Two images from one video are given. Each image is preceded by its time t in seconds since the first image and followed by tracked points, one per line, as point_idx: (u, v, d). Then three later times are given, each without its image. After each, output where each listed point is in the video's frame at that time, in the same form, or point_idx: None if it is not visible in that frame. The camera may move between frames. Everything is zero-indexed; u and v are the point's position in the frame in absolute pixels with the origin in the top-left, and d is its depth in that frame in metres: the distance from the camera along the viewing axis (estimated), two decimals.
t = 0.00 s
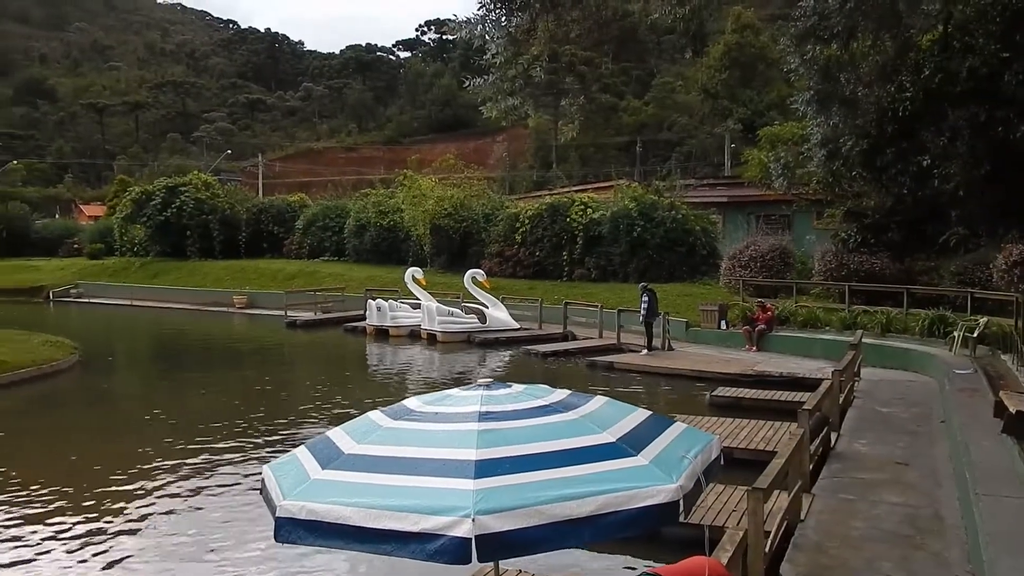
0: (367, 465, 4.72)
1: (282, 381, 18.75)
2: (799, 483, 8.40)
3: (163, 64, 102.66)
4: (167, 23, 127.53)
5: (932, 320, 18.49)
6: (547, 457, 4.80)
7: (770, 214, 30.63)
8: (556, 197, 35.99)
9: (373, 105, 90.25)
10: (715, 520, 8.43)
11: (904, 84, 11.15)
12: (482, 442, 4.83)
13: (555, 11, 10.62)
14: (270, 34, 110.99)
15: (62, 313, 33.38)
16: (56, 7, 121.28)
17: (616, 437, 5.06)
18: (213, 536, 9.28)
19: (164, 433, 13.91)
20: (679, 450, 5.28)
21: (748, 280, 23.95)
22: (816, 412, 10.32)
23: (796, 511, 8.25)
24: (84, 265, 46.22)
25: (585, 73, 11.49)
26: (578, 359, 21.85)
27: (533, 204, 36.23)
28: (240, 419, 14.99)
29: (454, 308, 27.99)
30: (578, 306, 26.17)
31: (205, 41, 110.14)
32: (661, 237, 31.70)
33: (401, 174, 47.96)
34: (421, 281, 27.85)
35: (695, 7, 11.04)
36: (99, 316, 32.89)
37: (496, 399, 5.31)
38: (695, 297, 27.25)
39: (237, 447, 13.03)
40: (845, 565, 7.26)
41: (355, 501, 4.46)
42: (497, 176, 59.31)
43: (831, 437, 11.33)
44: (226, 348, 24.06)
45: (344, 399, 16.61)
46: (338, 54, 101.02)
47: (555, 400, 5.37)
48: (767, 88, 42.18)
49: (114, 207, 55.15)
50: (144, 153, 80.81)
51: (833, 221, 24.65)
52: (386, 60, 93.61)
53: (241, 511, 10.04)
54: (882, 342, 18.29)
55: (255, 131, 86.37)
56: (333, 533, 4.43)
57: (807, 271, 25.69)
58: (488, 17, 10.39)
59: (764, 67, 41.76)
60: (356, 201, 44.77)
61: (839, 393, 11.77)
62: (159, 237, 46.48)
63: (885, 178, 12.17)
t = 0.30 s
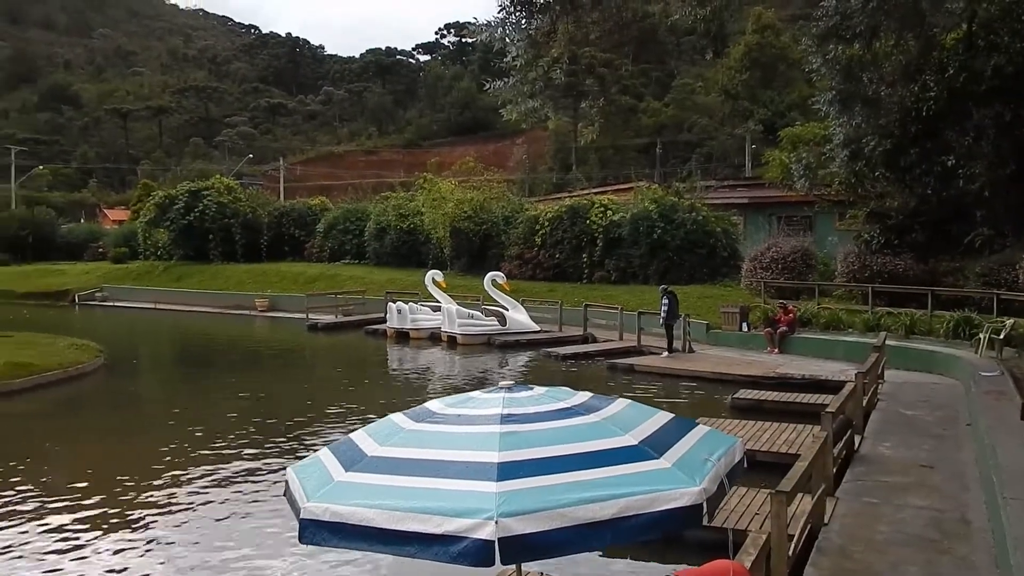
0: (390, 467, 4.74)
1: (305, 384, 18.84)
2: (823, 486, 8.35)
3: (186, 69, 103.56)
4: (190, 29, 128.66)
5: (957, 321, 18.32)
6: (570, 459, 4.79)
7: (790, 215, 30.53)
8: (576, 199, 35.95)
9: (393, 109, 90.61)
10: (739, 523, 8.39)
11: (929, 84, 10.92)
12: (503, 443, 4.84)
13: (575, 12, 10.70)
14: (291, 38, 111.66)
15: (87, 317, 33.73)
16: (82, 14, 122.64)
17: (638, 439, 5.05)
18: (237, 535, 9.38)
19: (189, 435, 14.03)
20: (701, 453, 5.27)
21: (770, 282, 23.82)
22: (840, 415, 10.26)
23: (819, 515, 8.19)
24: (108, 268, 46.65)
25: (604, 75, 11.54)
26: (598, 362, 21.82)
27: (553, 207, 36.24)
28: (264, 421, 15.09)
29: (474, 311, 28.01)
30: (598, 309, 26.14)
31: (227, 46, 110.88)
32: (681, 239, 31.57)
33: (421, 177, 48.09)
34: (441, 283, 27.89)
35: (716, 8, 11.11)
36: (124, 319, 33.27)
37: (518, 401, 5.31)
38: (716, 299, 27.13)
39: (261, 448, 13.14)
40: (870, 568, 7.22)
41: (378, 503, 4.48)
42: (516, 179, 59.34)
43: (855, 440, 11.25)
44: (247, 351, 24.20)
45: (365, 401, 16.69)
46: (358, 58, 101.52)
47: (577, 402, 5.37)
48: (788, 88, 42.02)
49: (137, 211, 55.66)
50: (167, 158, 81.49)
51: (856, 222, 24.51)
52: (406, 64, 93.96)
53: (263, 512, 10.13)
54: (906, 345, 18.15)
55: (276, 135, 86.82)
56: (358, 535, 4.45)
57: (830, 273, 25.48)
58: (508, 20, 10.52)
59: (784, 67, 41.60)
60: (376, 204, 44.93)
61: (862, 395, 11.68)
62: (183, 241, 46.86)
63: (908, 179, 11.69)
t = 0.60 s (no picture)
0: (421, 471, 4.75)
1: (335, 386, 18.98)
2: (856, 492, 8.24)
3: (216, 74, 104.61)
4: (221, 35, 130.02)
5: (993, 324, 18.05)
6: (600, 463, 4.77)
7: (822, 217, 30.45)
8: (604, 201, 35.86)
9: (421, 112, 90.98)
10: (771, 528, 8.30)
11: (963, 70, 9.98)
12: (534, 446, 4.84)
13: (602, 14, 10.71)
14: (319, 43, 112.43)
15: (121, 319, 34.12)
16: (115, 21, 124.29)
17: (670, 443, 5.02)
18: (268, 537, 9.45)
19: (221, 436, 14.21)
20: (734, 457, 5.23)
21: (800, 284, 23.60)
22: (874, 418, 10.13)
23: (853, 520, 8.11)
24: (142, 272, 47.19)
25: (631, 77, 11.50)
26: (626, 365, 21.73)
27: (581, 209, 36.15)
28: (295, 422, 15.23)
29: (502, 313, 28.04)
30: (626, 311, 26.01)
31: (257, 52, 111.80)
32: (710, 241, 31.36)
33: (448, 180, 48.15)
34: (469, 286, 27.89)
35: (745, 8, 11.06)
36: (157, 321, 33.67)
37: (548, 404, 5.31)
38: (746, 301, 26.93)
39: (291, 449, 13.26)
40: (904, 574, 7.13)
41: (410, 505, 4.49)
42: (543, 181, 59.34)
43: (888, 445, 11.12)
44: (277, 353, 24.37)
45: (394, 404, 16.74)
46: (386, 62, 102.01)
47: (608, 405, 5.36)
48: (818, 88, 41.65)
49: (170, 215, 56.29)
50: (199, 163, 82.32)
51: (889, 223, 24.24)
52: (433, 67, 94.29)
53: (293, 514, 10.19)
54: (940, 348, 17.91)
55: (305, 139, 87.42)
56: (390, 536, 4.47)
57: (862, 275, 25.18)
58: (536, 23, 10.65)
59: (814, 67, 41.26)
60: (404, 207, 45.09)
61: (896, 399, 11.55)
62: (214, 244, 47.29)
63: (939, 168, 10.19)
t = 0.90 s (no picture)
0: (457, 475, 4.76)
1: (367, 389, 19.09)
2: (895, 498, 8.13)
3: (251, 80, 105.76)
4: (255, 42, 131.51)
5: None
6: (636, 468, 4.74)
7: (857, 218, 29.97)
8: (636, 203, 35.72)
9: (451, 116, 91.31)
10: (808, 535, 8.20)
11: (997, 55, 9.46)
12: (570, 452, 4.82)
13: (635, 16, 10.61)
14: (351, 48, 113.23)
15: (158, 323, 34.60)
16: (152, 29, 126.17)
17: (706, 448, 4.98)
18: (301, 538, 9.53)
19: (257, 438, 14.36)
20: (771, 463, 5.18)
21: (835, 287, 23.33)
22: (913, 424, 9.98)
23: (892, 527, 8.00)
24: (178, 276, 47.81)
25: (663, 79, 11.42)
26: (658, 368, 21.63)
27: (612, 212, 36.03)
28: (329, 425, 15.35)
29: (533, 316, 28.02)
30: (658, 314, 25.88)
31: (290, 58, 112.83)
32: (743, 243, 31.15)
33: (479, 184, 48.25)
34: (500, 289, 27.91)
35: (778, 9, 10.98)
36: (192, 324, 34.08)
37: (583, 409, 5.29)
38: (780, 304, 26.71)
39: (325, 452, 13.36)
40: None
41: (446, 508, 4.50)
42: (574, 185, 59.26)
43: (927, 450, 10.96)
44: (310, 356, 24.55)
45: (426, 408, 16.68)
46: (417, 67, 102.49)
47: (644, 410, 5.33)
48: (852, 88, 41.20)
49: (205, 219, 56.98)
50: (233, 168, 83.27)
51: (925, 225, 23.95)
52: (464, 71, 94.62)
53: (327, 515, 10.27)
54: (980, 351, 17.59)
55: (338, 144, 88.02)
56: (426, 539, 4.48)
57: (899, 277, 24.84)
58: (568, 26, 10.49)
59: (848, 67, 40.86)
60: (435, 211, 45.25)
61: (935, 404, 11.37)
62: (248, 248, 47.75)
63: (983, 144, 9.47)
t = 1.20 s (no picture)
0: (491, 480, 4.76)
1: (401, 394, 19.11)
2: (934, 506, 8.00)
3: (283, 89, 106.81)
4: (287, 51, 132.84)
5: None
6: (670, 474, 4.71)
7: (893, 221, 29.18)
8: (667, 208, 35.52)
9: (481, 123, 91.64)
10: (848, 543, 8.07)
11: None
12: (604, 457, 4.79)
13: (666, 20, 10.63)
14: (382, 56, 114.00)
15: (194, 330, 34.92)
16: (186, 40, 127.85)
17: (742, 455, 4.94)
18: (335, 542, 9.57)
19: (292, 443, 14.45)
20: (809, 470, 5.12)
21: (871, 291, 23.04)
22: (953, 431, 9.81)
23: (933, 536, 7.86)
24: (213, 283, 48.32)
25: (694, 83, 11.37)
26: (692, 374, 21.50)
27: (643, 216, 35.89)
28: (364, 430, 15.40)
29: (564, 321, 27.96)
30: (691, 320, 25.71)
31: (321, 66, 113.76)
32: (776, 247, 30.93)
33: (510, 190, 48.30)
34: (531, 295, 27.88)
35: (810, 11, 10.92)
36: (227, 331, 34.42)
37: (617, 414, 5.27)
38: (815, 309, 26.45)
39: (359, 457, 13.42)
40: None
41: (480, 515, 4.50)
42: (604, 189, 59.17)
43: (967, 457, 10.78)
44: (344, 362, 24.70)
45: (459, 414, 16.66)
46: (447, 74, 102.94)
47: (679, 416, 5.29)
48: (886, 89, 40.76)
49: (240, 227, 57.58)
50: (267, 175, 84.09)
51: (964, 228, 23.63)
52: (493, 77, 94.83)
53: (360, 520, 10.33)
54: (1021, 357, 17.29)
55: (369, 151, 88.60)
56: (461, 545, 4.47)
57: (937, 281, 24.46)
58: (598, 31, 10.51)
59: (882, 69, 40.44)
60: (466, 216, 45.34)
61: (976, 411, 11.17)
62: (281, 255, 48.11)
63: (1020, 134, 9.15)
